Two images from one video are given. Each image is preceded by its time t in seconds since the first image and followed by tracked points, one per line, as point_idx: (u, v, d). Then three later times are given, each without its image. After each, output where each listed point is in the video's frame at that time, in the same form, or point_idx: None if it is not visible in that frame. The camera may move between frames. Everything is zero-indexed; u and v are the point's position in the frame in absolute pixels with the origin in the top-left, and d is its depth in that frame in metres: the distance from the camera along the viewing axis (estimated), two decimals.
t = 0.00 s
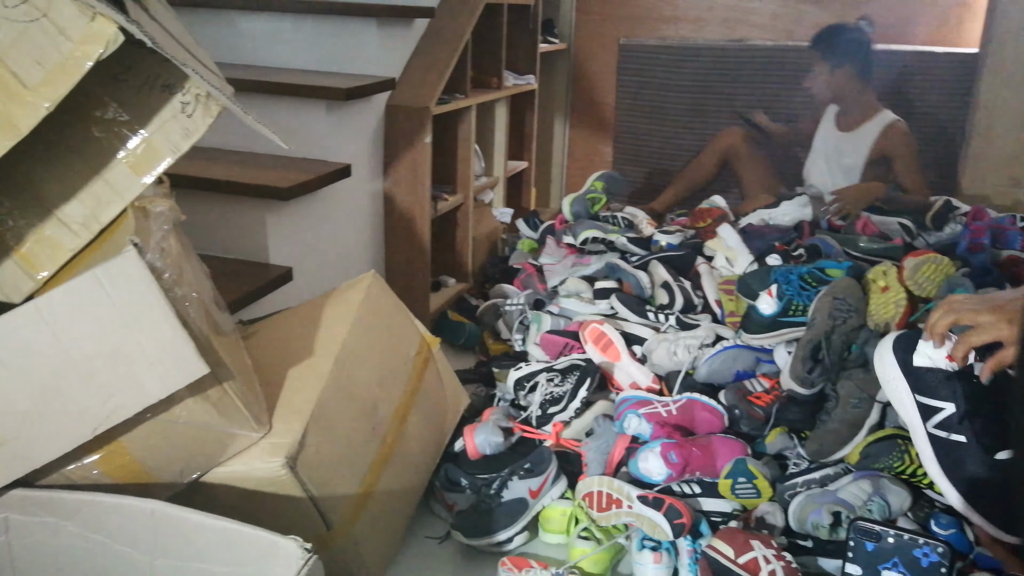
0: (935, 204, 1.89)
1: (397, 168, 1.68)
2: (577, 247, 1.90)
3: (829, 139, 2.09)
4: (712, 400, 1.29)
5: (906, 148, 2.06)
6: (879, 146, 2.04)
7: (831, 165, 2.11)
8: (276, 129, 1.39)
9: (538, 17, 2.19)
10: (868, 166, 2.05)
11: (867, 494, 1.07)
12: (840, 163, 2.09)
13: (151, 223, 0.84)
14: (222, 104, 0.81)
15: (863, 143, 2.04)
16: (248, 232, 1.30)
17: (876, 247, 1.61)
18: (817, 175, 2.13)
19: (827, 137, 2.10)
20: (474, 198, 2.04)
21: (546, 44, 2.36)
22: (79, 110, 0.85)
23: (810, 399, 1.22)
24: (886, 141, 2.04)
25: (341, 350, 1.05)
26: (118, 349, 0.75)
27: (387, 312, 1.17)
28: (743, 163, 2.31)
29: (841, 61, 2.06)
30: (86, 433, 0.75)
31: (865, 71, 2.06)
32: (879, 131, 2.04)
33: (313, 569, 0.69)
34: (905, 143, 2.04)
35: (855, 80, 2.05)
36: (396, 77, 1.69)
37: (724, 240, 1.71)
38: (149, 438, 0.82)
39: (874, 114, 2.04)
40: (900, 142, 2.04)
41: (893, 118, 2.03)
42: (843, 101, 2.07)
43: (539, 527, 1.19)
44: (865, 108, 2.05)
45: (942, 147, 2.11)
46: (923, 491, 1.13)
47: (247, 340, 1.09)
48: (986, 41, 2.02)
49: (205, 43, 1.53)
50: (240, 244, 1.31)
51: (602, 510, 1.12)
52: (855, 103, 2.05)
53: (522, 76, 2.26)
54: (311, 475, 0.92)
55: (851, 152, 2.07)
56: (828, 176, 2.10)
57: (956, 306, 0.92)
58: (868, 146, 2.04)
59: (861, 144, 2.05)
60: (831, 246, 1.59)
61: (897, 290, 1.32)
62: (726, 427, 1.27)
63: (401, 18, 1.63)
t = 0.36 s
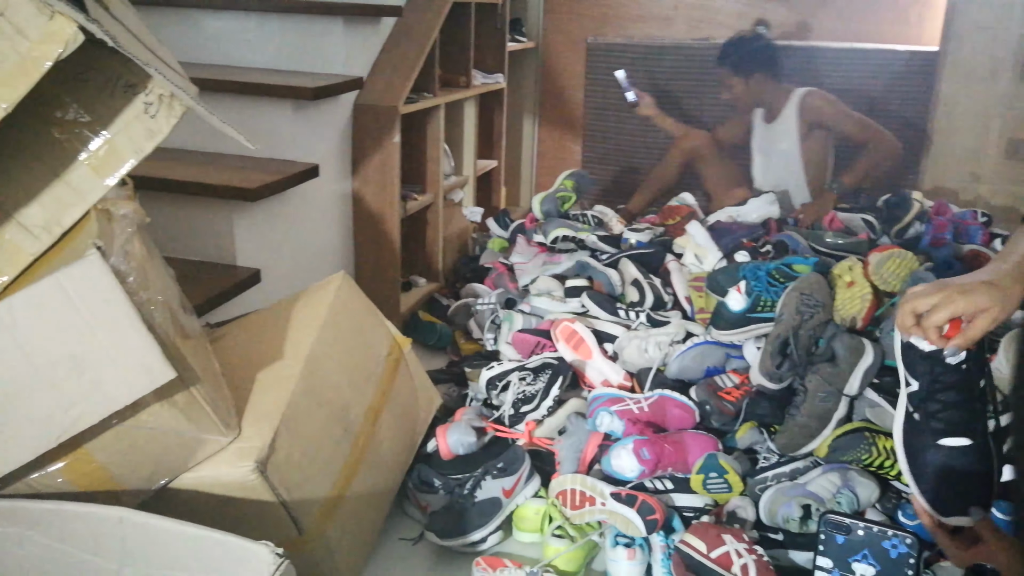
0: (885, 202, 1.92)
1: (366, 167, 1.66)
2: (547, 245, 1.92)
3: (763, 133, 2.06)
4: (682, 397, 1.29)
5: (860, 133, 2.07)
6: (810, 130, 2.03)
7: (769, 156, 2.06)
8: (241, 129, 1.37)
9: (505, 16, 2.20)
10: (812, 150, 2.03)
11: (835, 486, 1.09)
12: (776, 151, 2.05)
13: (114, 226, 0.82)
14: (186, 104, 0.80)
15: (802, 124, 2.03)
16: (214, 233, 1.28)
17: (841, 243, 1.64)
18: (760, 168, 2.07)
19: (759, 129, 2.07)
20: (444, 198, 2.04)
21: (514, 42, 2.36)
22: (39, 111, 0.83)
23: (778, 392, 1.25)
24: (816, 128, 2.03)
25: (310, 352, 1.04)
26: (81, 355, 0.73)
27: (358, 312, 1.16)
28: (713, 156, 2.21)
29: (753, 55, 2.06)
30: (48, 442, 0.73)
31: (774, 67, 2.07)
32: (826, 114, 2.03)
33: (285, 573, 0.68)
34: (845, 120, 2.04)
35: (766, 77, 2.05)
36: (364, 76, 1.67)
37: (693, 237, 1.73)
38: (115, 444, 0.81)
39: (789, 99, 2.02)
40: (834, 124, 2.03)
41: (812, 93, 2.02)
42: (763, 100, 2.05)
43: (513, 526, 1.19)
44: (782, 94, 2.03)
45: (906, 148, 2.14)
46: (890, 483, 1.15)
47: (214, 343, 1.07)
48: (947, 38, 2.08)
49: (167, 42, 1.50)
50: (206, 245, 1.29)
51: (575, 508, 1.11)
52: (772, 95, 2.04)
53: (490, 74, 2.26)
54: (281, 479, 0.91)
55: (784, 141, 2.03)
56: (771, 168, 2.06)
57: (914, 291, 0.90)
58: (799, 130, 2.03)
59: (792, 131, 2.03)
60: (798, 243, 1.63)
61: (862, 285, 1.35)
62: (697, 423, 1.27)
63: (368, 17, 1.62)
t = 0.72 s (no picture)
0: (853, 200, 1.96)
1: (338, 167, 1.65)
2: (522, 246, 1.93)
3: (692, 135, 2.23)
4: (657, 393, 1.31)
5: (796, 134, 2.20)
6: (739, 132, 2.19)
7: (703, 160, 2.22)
8: (210, 129, 1.35)
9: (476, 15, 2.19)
10: (745, 151, 2.19)
11: (808, 480, 1.10)
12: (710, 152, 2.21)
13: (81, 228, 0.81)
14: (153, 105, 0.78)
15: (729, 126, 2.19)
16: (184, 236, 1.26)
17: (810, 241, 1.66)
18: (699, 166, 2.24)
19: (688, 133, 2.24)
20: (417, 198, 2.03)
21: (486, 41, 2.34)
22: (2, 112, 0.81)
23: (752, 388, 1.26)
24: (740, 125, 2.18)
25: (283, 354, 1.02)
26: (48, 360, 0.72)
27: (330, 314, 1.15)
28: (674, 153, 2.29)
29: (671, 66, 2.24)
30: (16, 449, 0.72)
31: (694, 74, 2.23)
32: (756, 119, 2.18)
33: None
34: (772, 121, 2.19)
35: (685, 86, 2.24)
36: (335, 75, 1.66)
37: (666, 235, 1.73)
38: (84, 450, 0.79)
39: (708, 104, 2.20)
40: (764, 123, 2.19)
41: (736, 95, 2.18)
42: (687, 112, 2.23)
43: (490, 526, 1.19)
44: (703, 100, 2.20)
45: (841, 150, 2.21)
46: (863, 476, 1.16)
47: (185, 346, 1.06)
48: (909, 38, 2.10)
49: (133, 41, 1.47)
50: (176, 248, 1.27)
51: (552, 506, 1.11)
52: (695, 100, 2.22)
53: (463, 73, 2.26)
54: (255, 483, 0.90)
55: (715, 142, 2.19)
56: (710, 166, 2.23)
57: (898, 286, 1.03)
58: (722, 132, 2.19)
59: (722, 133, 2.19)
60: (769, 240, 1.66)
61: (832, 282, 1.37)
62: (673, 419, 1.29)
63: (338, 16, 1.61)
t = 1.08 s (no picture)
0: (822, 195, 1.98)
1: (308, 167, 1.64)
2: (496, 245, 1.93)
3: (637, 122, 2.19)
4: (631, 391, 1.32)
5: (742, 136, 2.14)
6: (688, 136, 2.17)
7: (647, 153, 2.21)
8: (178, 129, 1.33)
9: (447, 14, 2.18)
10: (683, 148, 2.18)
11: (781, 474, 1.11)
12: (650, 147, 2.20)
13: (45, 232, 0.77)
14: (118, 105, 0.77)
15: (677, 123, 2.17)
16: (152, 238, 1.24)
17: (780, 239, 1.68)
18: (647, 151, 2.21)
19: (632, 121, 2.20)
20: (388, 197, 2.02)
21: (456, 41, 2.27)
22: None
23: (725, 383, 1.27)
24: (689, 119, 2.16)
25: (255, 356, 1.01)
26: (14, 366, 0.70)
27: (301, 315, 1.13)
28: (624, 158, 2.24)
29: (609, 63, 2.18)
30: None
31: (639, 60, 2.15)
32: (708, 115, 2.14)
33: None
34: (720, 123, 2.14)
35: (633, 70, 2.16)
36: (304, 74, 1.65)
37: (638, 233, 1.74)
38: (51, 457, 0.78)
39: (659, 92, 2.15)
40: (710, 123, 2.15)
41: (686, 90, 2.14)
42: (635, 99, 2.18)
43: (466, 526, 1.19)
44: (651, 88, 2.15)
45: (790, 161, 2.13)
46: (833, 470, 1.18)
47: (154, 350, 1.04)
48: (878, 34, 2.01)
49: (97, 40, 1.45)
50: (143, 250, 1.25)
51: (528, 506, 1.11)
52: (642, 90, 2.16)
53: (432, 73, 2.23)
54: (226, 487, 0.88)
55: (659, 136, 2.18)
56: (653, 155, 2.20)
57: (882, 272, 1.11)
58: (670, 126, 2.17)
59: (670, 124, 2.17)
60: (740, 238, 1.67)
61: (803, 277, 1.39)
62: (646, 416, 1.29)
63: (308, 14, 1.59)
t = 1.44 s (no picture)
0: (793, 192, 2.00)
1: (280, 167, 1.62)
2: (471, 245, 1.92)
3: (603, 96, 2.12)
4: (607, 388, 1.32)
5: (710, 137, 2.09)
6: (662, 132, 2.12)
7: (597, 130, 2.15)
8: (147, 130, 1.31)
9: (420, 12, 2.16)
10: (638, 132, 2.13)
11: (756, 470, 1.12)
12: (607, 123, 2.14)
13: (12, 235, 0.77)
14: (85, 106, 0.76)
15: (642, 111, 2.11)
16: (120, 240, 1.22)
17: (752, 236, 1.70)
18: (596, 134, 2.16)
19: (597, 91, 2.12)
20: (362, 198, 2.00)
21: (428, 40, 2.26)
22: None
23: (700, 380, 1.28)
24: (654, 107, 2.10)
25: (228, 358, 1.00)
26: None
27: (275, 318, 1.12)
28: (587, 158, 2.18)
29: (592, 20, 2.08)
30: None
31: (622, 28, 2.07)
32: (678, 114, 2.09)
33: None
34: (693, 122, 2.09)
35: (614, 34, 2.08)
36: (275, 73, 1.63)
37: (613, 232, 1.74)
38: (20, 466, 0.76)
39: (637, 73, 2.09)
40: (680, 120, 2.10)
41: (661, 80, 2.08)
42: (608, 69, 2.10)
43: (444, 526, 1.18)
44: (629, 64, 2.08)
45: (755, 162, 2.09)
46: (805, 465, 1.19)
47: (125, 354, 1.02)
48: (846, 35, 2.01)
49: (63, 39, 1.42)
50: (112, 253, 1.23)
51: (506, 505, 1.12)
52: (618, 63, 2.09)
53: (406, 72, 2.23)
54: (201, 492, 0.87)
55: (616, 116, 2.13)
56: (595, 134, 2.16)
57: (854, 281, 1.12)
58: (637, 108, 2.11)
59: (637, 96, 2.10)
60: (714, 235, 1.68)
61: (775, 274, 1.40)
62: (623, 414, 1.29)
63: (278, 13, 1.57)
